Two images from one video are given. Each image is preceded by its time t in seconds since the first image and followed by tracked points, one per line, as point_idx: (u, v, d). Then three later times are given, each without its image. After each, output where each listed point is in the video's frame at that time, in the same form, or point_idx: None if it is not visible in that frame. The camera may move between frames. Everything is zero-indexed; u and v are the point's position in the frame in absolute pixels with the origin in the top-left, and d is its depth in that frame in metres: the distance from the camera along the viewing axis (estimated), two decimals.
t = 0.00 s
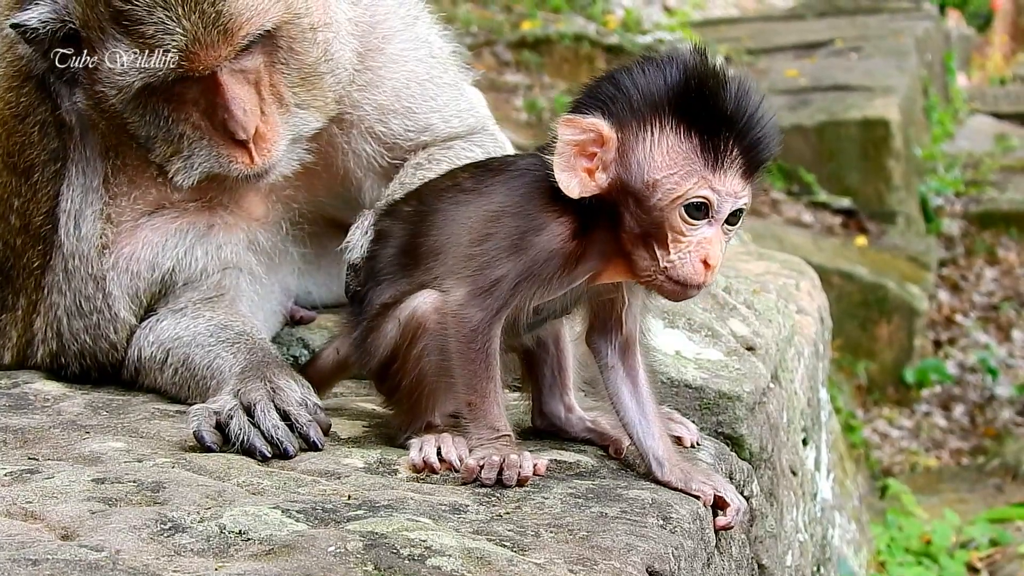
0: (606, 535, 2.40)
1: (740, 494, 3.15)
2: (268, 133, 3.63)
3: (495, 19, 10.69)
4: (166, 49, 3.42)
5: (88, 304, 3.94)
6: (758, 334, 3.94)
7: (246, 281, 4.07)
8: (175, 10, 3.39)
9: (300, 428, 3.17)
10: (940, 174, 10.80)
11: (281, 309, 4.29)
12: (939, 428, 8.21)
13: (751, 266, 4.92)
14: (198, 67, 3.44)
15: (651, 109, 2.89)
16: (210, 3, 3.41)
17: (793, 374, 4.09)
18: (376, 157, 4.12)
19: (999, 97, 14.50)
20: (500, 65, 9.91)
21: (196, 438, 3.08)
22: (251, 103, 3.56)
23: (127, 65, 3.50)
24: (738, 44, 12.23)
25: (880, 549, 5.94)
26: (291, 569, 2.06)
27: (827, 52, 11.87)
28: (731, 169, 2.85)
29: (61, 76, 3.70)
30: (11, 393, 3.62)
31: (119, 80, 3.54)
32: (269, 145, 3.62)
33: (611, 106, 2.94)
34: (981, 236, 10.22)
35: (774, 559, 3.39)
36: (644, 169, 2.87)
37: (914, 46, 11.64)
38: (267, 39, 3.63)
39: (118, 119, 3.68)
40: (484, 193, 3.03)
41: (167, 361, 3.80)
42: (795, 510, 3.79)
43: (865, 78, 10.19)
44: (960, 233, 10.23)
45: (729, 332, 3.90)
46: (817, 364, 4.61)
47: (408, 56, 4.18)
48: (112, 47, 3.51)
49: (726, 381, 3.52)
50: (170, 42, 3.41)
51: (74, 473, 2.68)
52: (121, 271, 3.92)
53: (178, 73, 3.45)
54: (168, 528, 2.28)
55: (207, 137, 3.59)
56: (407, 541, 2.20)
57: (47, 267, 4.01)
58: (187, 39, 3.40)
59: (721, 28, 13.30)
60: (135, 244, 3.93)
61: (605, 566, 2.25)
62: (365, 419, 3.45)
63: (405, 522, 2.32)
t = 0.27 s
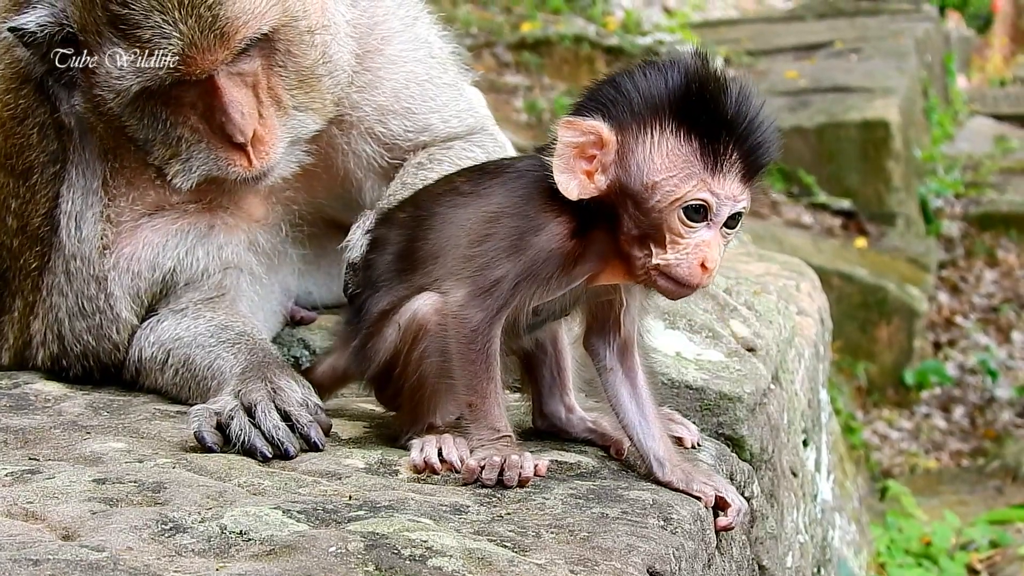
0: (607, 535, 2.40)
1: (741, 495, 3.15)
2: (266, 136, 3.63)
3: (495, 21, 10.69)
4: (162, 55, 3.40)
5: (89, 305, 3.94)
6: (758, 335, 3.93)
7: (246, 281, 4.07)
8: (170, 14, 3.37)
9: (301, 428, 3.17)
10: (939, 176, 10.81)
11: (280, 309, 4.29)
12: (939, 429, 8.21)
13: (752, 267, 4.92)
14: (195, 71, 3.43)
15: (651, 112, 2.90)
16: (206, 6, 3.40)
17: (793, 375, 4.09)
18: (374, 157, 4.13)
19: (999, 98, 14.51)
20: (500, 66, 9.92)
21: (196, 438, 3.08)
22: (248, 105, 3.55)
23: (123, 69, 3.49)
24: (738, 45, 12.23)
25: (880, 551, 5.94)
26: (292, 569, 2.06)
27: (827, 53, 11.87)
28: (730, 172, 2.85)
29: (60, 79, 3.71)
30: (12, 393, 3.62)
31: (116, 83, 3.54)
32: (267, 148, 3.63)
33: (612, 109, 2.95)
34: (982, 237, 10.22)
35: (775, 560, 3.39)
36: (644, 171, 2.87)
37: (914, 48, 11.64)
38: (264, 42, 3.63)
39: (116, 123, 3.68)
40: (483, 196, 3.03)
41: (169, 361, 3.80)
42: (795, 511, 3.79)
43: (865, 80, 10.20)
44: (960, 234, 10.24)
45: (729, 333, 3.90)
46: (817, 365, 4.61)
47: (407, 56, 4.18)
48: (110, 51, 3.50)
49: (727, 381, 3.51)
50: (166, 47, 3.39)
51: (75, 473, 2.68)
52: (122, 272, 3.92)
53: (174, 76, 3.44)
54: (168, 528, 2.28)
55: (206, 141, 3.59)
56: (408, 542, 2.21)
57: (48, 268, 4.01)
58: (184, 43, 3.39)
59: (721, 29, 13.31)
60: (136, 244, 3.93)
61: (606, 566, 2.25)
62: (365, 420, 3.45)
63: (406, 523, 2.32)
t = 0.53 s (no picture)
0: (608, 535, 2.40)
1: (742, 496, 3.15)
2: (265, 138, 3.64)
3: (495, 22, 10.69)
4: (161, 59, 3.41)
5: (90, 305, 3.93)
6: (759, 337, 3.94)
7: (247, 281, 4.07)
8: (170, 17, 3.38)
9: (302, 428, 3.17)
10: (939, 178, 10.82)
11: (281, 309, 4.29)
12: (939, 432, 8.21)
13: (752, 269, 4.92)
14: (194, 74, 3.43)
15: (631, 100, 2.90)
16: (206, 10, 3.40)
17: (793, 376, 4.09)
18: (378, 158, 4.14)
19: (998, 101, 14.52)
20: (500, 68, 9.92)
21: (197, 438, 3.08)
22: (247, 108, 3.55)
23: (122, 72, 3.49)
24: (738, 48, 12.24)
25: (880, 553, 5.94)
26: (293, 569, 2.06)
27: (826, 56, 11.88)
28: (713, 155, 2.82)
29: (59, 80, 3.71)
30: (12, 392, 3.62)
31: (115, 85, 3.53)
32: (265, 151, 3.63)
33: (593, 101, 2.95)
34: (981, 240, 10.22)
35: (776, 561, 3.39)
36: (626, 157, 2.86)
37: (914, 51, 11.65)
38: (264, 45, 3.62)
39: (115, 125, 3.67)
40: (478, 195, 3.02)
41: (170, 361, 3.80)
42: (796, 512, 3.79)
43: (865, 82, 10.20)
44: (959, 237, 10.25)
45: (730, 335, 3.90)
46: (818, 366, 4.61)
47: (409, 56, 4.18)
48: (109, 53, 3.48)
49: (728, 382, 3.51)
50: (164, 51, 3.39)
51: (76, 473, 2.68)
52: (123, 272, 3.92)
53: (172, 79, 3.44)
54: (170, 527, 2.28)
55: (205, 143, 3.59)
56: (409, 541, 2.20)
57: (49, 268, 4.01)
58: (183, 46, 3.39)
59: (720, 32, 13.31)
60: (136, 244, 3.93)
61: (608, 566, 2.25)
62: (366, 420, 3.45)
63: (408, 522, 2.32)
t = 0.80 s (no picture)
0: (609, 535, 2.40)
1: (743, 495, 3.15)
2: (264, 141, 3.63)
3: (495, 22, 10.69)
4: (160, 62, 3.40)
5: (92, 304, 3.94)
6: (760, 336, 3.94)
7: (248, 281, 4.07)
8: (169, 19, 3.36)
9: (303, 427, 3.17)
10: (939, 179, 10.82)
11: (281, 308, 4.29)
12: (939, 432, 8.21)
13: (753, 269, 4.92)
14: (195, 77, 3.43)
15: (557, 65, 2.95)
16: (205, 13, 3.39)
17: (794, 376, 4.09)
18: (381, 160, 4.14)
19: (998, 101, 14.52)
20: (500, 68, 9.91)
21: (198, 437, 3.07)
22: (246, 111, 3.55)
23: (122, 74, 3.49)
24: (738, 48, 12.24)
25: (880, 553, 5.94)
26: (294, 567, 2.06)
27: (827, 56, 11.87)
28: (638, 99, 2.82)
29: (59, 79, 3.70)
30: (13, 391, 3.62)
31: (115, 87, 3.53)
32: (265, 154, 3.63)
33: (526, 75, 3.02)
34: (981, 241, 10.23)
35: (776, 561, 3.40)
36: (554, 112, 2.88)
37: (914, 51, 11.65)
38: (264, 48, 3.61)
39: (116, 125, 3.67)
40: (442, 198, 3.08)
41: (171, 360, 3.80)
42: (796, 512, 3.79)
43: (865, 83, 10.20)
44: (960, 237, 10.25)
45: (731, 334, 3.90)
46: (818, 366, 4.62)
47: (410, 59, 4.21)
48: (109, 55, 3.48)
49: (729, 382, 3.50)
50: (164, 55, 3.38)
51: (76, 471, 2.68)
52: (124, 270, 3.92)
53: (172, 82, 3.45)
54: (170, 526, 2.28)
55: (205, 145, 3.59)
56: (410, 540, 2.20)
57: (50, 268, 4.01)
58: (183, 49, 3.37)
59: (720, 32, 13.31)
60: (137, 243, 3.93)
61: (609, 566, 2.25)
62: (366, 420, 3.44)
63: (409, 522, 2.32)
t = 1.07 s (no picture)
0: (611, 534, 2.40)
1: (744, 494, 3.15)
2: (265, 143, 3.63)
3: (497, 21, 10.68)
4: (162, 65, 3.39)
5: (94, 303, 3.96)
6: (762, 335, 3.94)
7: (251, 280, 4.06)
8: (171, 21, 3.36)
9: (305, 426, 3.17)
10: (941, 177, 10.82)
11: (283, 307, 4.26)
12: (941, 431, 8.20)
13: (755, 267, 4.92)
14: (196, 80, 3.43)
15: (508, 54, 3.10)
16: (207, 16, 3.39)
17: (796, 374, 4.09)
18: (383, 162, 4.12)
19: (1000, 99, 14.52)
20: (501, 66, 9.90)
21: (199, 436, 3.07)
22: (248, 113, 3.55)
23: (123, 76, 3.48)
24: (739, 46, 12.23)
25: (882, 551, 5.94)
26: (295, 567, 2.06)
27: (828, 54, 11.87)
28: (589, 85, 2.99)
29: (60, 79, 3.71)
30: (14, 390, 3.63)
31: (116, 89, 3.52)
32: (265, 156, 3.63)
33: (478, 65, 3.18)
34: (983, 239, 10.22)
35: (778, 559, 3.40)
36: (508, 102, 3.05)
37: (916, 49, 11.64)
38: (265, 52, 3.62)
39: (115, 127, 3.67)
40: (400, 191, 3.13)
41: (172, 358, 3.80)
42: (798, 511, 3.79)
43: (866, 81, 10.20)
44: (961, 236, 10.25)
45: (733, 333, 3.90)
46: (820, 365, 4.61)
47: (410, 64, 4.29)
48: (109, 56, 3.47)
49: (731, 380, 3.50)
50: (167, 58, 3.37)
51: (78, 470, 2.68)
52: (126, 270, 3.93)
53: (173, 86, 3.44)
54: (172, 525, 2.28)
55: (206, 148, 3.59)
56: (412, 539, 2.20)
57: (51, 267, 4.03)
58: (184, 53, 3.37)
59: (722, 30, 13.31)
60: (138, 243, 3.93)
61: (611, 565, 2.25)
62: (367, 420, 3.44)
63: (410, 520, 2.32)
